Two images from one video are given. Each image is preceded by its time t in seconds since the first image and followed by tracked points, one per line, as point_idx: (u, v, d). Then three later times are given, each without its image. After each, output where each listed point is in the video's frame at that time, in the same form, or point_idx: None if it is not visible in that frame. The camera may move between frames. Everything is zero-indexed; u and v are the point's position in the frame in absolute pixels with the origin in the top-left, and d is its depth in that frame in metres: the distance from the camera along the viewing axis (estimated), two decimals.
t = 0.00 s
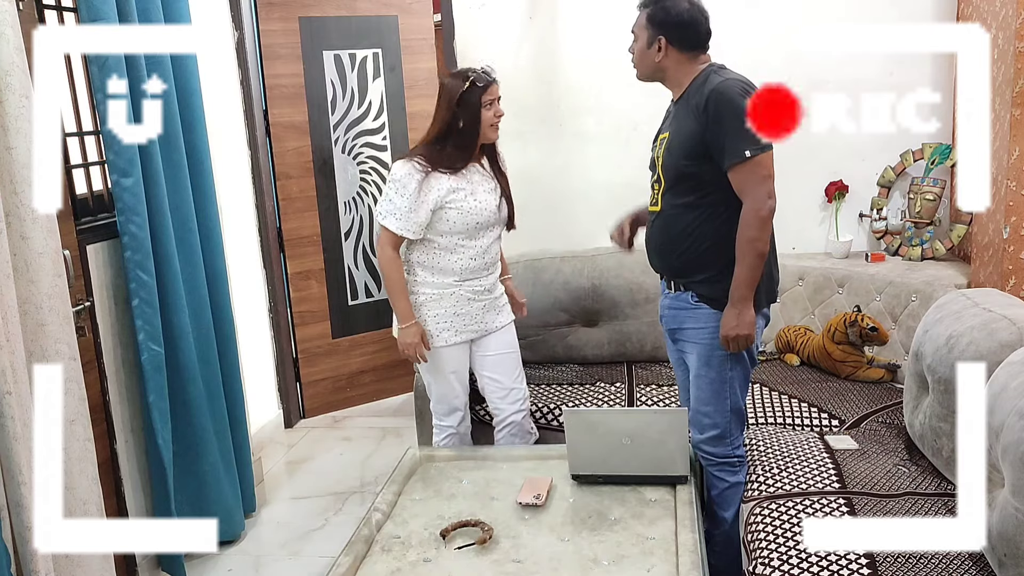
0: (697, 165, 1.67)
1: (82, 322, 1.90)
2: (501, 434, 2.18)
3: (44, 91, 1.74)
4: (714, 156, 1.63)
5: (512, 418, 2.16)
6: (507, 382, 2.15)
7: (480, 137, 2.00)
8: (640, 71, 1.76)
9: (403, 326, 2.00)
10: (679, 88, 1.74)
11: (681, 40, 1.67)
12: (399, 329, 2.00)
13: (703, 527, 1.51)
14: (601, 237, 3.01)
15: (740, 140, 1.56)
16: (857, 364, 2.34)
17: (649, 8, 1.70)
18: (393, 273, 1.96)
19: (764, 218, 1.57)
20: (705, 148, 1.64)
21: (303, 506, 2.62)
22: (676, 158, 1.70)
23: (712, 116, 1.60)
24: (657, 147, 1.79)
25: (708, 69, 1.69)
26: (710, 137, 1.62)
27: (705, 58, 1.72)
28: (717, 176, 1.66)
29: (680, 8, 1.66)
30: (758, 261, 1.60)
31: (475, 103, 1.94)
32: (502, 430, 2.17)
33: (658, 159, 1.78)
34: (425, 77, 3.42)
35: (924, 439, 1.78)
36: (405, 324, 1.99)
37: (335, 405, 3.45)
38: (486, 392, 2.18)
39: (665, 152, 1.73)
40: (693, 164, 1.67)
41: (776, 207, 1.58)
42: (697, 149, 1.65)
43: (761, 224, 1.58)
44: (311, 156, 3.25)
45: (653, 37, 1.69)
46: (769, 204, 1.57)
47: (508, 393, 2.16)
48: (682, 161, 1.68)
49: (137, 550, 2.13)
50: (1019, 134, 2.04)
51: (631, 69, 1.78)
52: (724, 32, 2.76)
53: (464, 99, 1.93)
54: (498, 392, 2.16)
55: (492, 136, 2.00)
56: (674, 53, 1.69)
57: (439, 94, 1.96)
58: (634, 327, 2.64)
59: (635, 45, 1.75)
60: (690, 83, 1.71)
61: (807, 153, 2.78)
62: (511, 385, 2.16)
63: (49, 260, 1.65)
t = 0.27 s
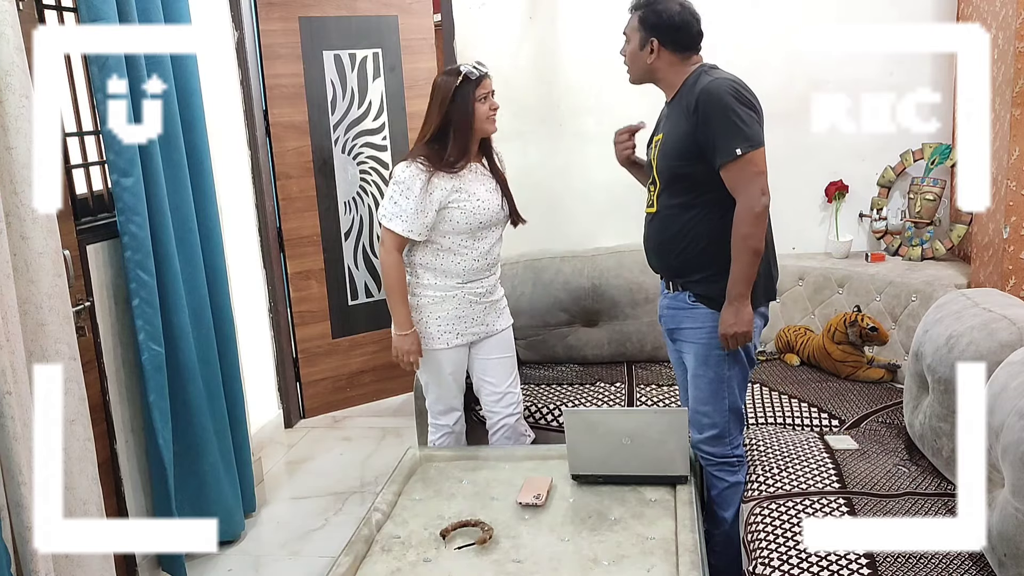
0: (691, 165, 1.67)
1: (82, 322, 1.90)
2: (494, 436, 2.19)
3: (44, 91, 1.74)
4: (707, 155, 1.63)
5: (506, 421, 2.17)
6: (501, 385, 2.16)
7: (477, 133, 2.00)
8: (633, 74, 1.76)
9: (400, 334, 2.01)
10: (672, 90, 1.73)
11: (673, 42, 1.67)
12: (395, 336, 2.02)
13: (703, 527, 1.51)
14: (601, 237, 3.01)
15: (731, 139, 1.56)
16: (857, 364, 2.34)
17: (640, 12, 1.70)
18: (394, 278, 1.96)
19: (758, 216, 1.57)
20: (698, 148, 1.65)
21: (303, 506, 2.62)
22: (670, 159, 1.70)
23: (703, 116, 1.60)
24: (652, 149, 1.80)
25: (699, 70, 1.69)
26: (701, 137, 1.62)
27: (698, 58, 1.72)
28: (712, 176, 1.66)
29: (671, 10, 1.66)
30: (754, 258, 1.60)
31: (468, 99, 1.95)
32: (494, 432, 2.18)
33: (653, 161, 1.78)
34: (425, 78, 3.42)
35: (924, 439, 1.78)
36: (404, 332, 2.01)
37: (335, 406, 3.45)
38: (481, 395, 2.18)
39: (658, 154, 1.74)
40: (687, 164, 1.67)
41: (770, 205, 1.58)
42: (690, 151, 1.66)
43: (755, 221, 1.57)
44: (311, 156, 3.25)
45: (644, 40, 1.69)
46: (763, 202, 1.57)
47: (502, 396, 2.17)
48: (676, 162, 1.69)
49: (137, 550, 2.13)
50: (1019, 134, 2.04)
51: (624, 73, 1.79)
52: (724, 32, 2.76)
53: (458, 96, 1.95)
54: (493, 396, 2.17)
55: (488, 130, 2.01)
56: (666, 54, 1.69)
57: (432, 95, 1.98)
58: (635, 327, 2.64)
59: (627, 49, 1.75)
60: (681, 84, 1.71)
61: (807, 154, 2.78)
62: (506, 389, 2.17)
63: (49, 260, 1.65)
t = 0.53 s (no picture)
0: (687, 165, 1.67)
1: (82, 322, 1.90)
2: (498, 437, 2.19)
3: (44, 91, 1.74)
4: (702, 156, 1.63)
5: (510, 422, 2.17)
6: (506, 387, 2.16)
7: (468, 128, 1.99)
8: (629, 74, 1.76)
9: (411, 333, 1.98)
10: (668, 90, 1.73)
11: (669, 42, 1.67)
12: (408, 336, 1.98)
13: (703, 527, 1.51)
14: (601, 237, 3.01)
15: (727, 140, 1.56)
16: (857, 364, 2.34)
17: (637, 11, 1.70)
18: (398, 278, 1.94)
19: (751, 218, 1.57)
20: (694, 149, 1.64)
21: (303, 506, 2.62)
22: (665, 159, 1.70)
23: (699, 116, 1.60)
24: (648, 149, 1.80)
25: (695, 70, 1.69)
26: (697, 136, 1.62)
27: (694, 58, 1.72)
28: (707, 176, 1.66)
29: (667, 11, 1.67)
30: (745, 259, 1.60)
31: (458, 94, 1.93)
32: (497, 433, 2.18)
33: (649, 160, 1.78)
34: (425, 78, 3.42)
35: (924, 439, 1.78)
36: (416, 330, 1.97)
37: (335, 406, 3.45)
38: (485, 395, 2.18)
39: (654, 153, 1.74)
40: (682, 164, 1.67)
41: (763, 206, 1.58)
42: (686, 151, 1.66)
43: (748, 223, 1.58)
44: (311, 155, 3.25)
45: (641, 40, 1.69)
46: (757, 204, 1.57)
47: (508, 398, 2.17)
48: (672, 162, 1.68)
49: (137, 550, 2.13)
50: (1019, 134, 2.04)
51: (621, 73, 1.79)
52: (724, 33, 2.76)
53: (448, 91, 1.93)
54: (498, 397, 2.17)
55: (480, 125, 1.99)
56: (663, 54, 1.69)
57: (421, 91, 1.96)
58: (635, 327, 2.64)
59: (624, 49, 1.75)
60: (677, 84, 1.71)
61: (807, 154, 2.79)
62: (511, 390, 2.17)
63: (49, 260, 1.65)
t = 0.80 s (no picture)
0: (685, 165, 1.67)
1: (82, 322, 1.90)
2: (500, 437, 2.19)
3: (44, 91, 1.74)
4: (701, 155, 1.63)
5: (513, 423, 2.17)
6: (509, 388, 2.16)
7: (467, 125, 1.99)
8: (627, 73, 1.76)
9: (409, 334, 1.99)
10: (667, 89, 1.73)
11: (668, 40, 1.68)
12: (404, 337, 1.99)
13: (703, 527, 1.51)
14: (601, 237, 3.01)
15: (725, 140, 1.56)
16: (857, 364, 2.34)
17: (636, 10, 1.70)
18: (399, 278, 1.95)
19: (751, 218, 1.57)
20: (692, 149, 1.64)
21: (303, 506, 2.62)
22: (664, 159, 1.70)
23: (698, 116, 1.60)
24: (646, 148, 1.80)
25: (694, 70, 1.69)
26: (696, 136, 1.62)
27: (692, 58, 1.72)
28: (705, 176, 1.66)
29: (666, 9, 1.67)
30: (744, 259, 1.60)
31: (456, 91, 1.94)
32: (499, 434, 2.18)
33: (648, 160, 1.78)
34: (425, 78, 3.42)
35: (924, 439, 1.78)
36: (413, 330, 1.98)
37: (335, 406, 3.45)
38: (488, 396, 2.18)
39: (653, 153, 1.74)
40: (681, 164, 1.67)
41: (764, 206, 1.58)
42: (685, 151, 1.66)
43: (748, 223, 1.58)
44: (311, 155, 3.25)
45: (640, 39, 1.69)
46: (757, 203, 1.57)
47: (511, 398, 2.16)
48: (670, 162, 1.68)
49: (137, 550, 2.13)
50: (1019, 134, 2.04)
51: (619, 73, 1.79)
52: (724, 33, 2.76)
53: (446, 89, 1.94)
54: (502, 397, 2.16)
55: (479, 122, 2.00)
56: (661, 53, 1.69)
57: (420, 89, 1.97)
58: (635, 327, 2.64)
59: (622, 48, 1.75)
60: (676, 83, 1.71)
61: (807, 153, 2.79)
62: (514, 391, 2.16)
63: (49, 260, 1.65)
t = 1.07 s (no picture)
0: (686, 165, 1.67)
1: (82, 322, 1.90)
2: (501, 437, 2.19)
3: (44, 91, 1.74)
4: (702, 155, 1.63)
5: (514, 423, 2.17)
6: (511, 387, 2.16)
7: (469, 124, 1.99)
8: (631, 72, 1.76)
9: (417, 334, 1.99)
10: (670, 88, 1.73)
11: (672, 39, 1.68)
12: (411, 337, 1.99)
13: (703, 527, 1.51)
14: (601, 237, 3.01)
15: (726, 139, 1.56)
16: (857, 364, 2.34)
17: (641, 8, 1.70)
18: (406, 278, 1.95)
19: (751, 218, 1.57)
20: (693, 148, 1.65)
21: (303, 506, 2.62)
22: (665, 158, 1.70)
23: (699, 115, 1.60)
24: (649, 148, 1.80)
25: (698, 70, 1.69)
26: (696, 135, 1.62)
27: (696, 57, 1.72)
28: (706, 176, 1.66)
29: (670, 7, 1.67)
30: (745, 259, 1.60)
31: (459, 90, 1.94)
32: (500, 433, 2.18)
33: (649, 159, 1.78)
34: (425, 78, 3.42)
35: (924, 438, 1.78)
36: (420, 330, 1.98)
37: (334, 406, 3.45)
38: (490, 395, 2.18)
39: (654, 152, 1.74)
40: (682, 163, 1.67)
41: (764, 207, 1.58)
42: (686, 150, 1.66)
43: (748, 223, 1.58)
44: (311, 155, 3.25)
45: (644, 37, 1.69)
46: (757, 204, 1.57)
47: (513, 399, 2.17)
48: (671, 161, 1.68)
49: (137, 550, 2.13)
50: (1019, 134, 2.04)
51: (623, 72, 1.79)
52: (724, 33, 2.76)
53: (448, 87, 1.94)
54: (503, 397, 2.17)
55: (482, 121, 2.00)
56: (665, 51, 1.69)
57: (423, 87, 1.98)
58: (635, 326, 2.64)
59: (627, 47, 1.75)
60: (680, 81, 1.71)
61: (807, 153, 2.79)
62: (515, 391, 2.17)
63: (49, 260, 1.65)
